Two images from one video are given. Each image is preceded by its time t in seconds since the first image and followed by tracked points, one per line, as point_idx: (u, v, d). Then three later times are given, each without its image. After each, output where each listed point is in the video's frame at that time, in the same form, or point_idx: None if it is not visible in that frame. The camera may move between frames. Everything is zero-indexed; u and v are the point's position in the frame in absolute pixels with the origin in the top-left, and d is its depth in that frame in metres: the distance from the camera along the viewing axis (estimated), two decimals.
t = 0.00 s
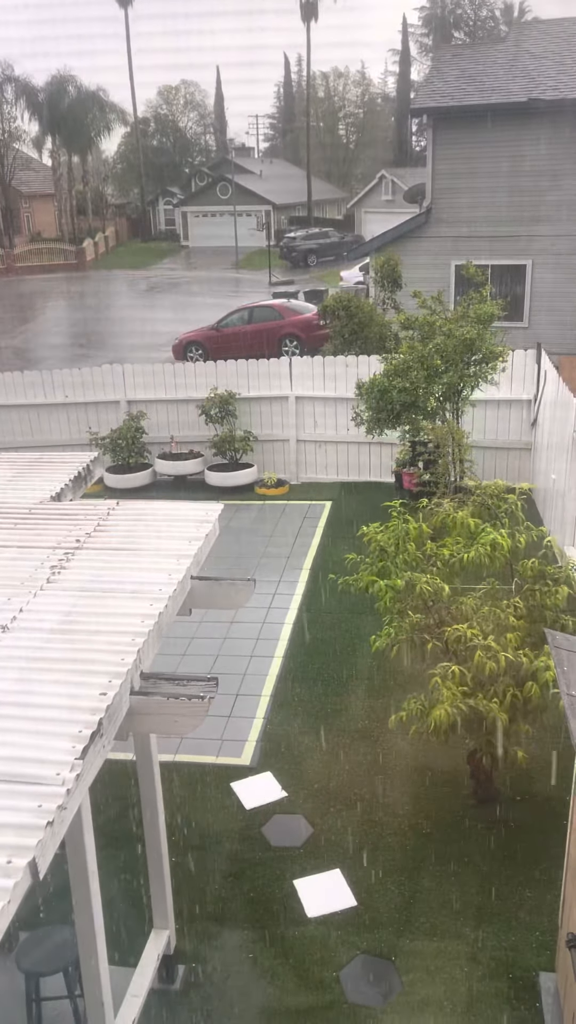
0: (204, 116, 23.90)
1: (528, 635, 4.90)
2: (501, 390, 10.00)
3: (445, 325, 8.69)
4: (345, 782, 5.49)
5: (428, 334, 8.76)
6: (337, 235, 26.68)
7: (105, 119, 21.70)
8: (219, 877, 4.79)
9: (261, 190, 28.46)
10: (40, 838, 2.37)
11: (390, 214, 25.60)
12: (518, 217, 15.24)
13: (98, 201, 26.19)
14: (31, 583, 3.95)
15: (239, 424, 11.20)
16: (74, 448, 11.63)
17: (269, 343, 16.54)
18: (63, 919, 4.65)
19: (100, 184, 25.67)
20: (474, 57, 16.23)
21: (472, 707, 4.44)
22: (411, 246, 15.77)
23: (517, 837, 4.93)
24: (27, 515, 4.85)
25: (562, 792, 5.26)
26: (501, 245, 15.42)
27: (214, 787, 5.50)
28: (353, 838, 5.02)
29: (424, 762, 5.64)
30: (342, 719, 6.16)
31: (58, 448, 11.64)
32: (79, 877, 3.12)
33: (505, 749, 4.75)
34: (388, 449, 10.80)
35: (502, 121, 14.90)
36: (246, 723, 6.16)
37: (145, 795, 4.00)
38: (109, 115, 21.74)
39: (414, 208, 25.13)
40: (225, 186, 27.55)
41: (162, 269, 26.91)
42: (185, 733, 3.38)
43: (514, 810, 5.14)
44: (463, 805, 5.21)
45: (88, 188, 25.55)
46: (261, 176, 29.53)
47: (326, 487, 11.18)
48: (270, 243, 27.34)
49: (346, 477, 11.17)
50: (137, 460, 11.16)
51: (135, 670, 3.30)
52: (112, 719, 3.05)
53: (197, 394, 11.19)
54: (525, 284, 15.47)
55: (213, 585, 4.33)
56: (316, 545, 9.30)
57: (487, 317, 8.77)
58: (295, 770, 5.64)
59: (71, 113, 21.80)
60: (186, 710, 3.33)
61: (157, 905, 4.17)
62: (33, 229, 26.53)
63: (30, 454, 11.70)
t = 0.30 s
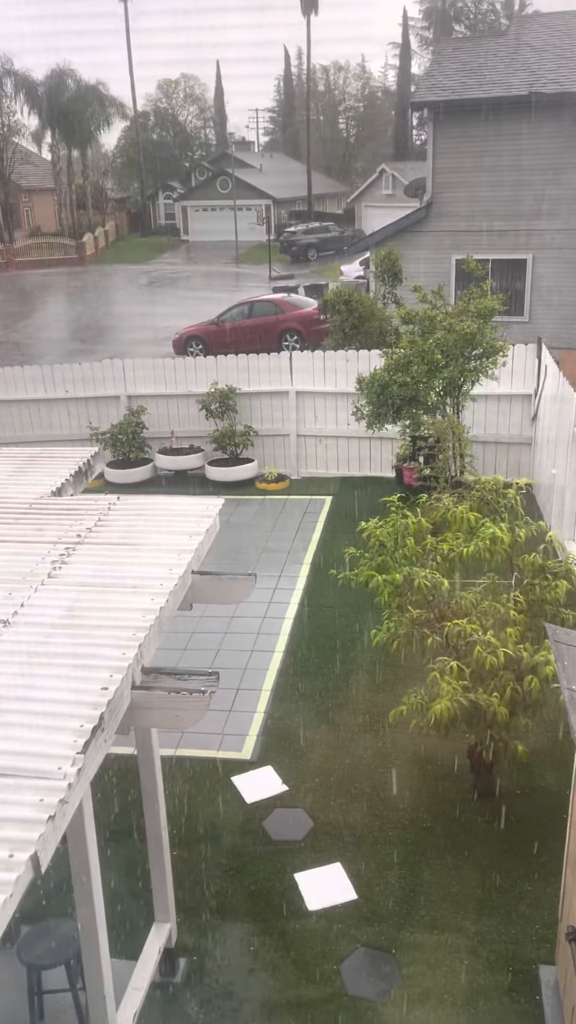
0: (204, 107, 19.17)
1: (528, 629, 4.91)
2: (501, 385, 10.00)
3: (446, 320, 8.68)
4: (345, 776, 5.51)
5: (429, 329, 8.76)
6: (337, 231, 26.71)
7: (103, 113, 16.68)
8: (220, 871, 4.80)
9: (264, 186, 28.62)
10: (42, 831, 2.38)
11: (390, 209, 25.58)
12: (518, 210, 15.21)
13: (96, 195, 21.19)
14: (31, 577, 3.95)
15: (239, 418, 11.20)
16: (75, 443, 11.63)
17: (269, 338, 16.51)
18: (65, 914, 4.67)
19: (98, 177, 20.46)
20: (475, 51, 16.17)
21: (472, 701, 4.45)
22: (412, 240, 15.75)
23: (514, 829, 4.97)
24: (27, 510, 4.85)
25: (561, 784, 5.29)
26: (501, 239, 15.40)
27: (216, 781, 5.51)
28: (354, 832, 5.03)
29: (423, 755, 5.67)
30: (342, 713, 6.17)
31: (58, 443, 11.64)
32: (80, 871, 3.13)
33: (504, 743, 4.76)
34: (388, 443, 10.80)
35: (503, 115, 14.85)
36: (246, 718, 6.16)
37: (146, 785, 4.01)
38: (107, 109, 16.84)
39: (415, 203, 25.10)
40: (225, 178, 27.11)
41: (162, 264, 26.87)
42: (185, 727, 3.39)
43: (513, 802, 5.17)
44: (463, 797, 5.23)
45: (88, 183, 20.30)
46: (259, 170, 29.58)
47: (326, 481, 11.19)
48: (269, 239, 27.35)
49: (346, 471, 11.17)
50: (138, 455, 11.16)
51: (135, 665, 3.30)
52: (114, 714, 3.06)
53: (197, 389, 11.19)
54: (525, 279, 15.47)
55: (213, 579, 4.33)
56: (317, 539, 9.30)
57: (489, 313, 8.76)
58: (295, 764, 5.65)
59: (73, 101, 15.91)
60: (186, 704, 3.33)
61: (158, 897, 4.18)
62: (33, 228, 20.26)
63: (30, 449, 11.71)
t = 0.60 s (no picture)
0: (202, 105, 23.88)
1: (528, 625, 4.91)
2: (501, 380, 9.98)
3: (446, 314, 8.66)
4: (345, 771, 5.51)
5: (428, 323, 8.75)
6: (337, 224, 26.76)
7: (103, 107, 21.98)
8: (220, 865, 4.81)
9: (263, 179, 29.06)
10: (42, 827, 2.38)
11: (390, 202, 25.61)
12: (519, 204, 15.16)
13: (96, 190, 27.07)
14: (32, 572, 3.95)
15: (239, 413, 11.19)
16: (74, 439, 11.62)
17: (269, 332, 16.49)
18: (66, 908, 4.68)
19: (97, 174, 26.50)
20: (475, 43, 16.16)
21: (471, 696, 4.45)
22: (411, 234, 15.72)
23: (514, 825, 4.96)
24: (27, 505, 4.84)
25: (561, 780, 5.29)
26: (501, 233, 15.36)
27: (215, 776, 5.52)
28: (354, 827, 5.03)
29: (423, 750, 5.67)
30: (342, 708, 6.17)
31: (57, 439, 11.63)
32: (80, 865, 3.13)
33: (504, 739, 4.76)
34: (388, 438, 10.79)
35: (503, 108, 14.82)
36: (246, 713, 6.16)
37: (147, 781, 4.01)
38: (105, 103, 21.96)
39: (414, 196, 25.16)
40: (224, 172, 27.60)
41: (161, 258, 26.89)
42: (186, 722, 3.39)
43: (514, 797, 5.17)
44: (463, 792, 5.24)
45: (86, 176, 26.02)
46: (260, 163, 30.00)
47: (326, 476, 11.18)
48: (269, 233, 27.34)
49: (345, 467, 11.15)
50: (137, 450, 11.15)
51: (135, 659, 3.30)
52: (114, 708, 3.06)
53: (197, 383, 11.16)
54: (525, 273, 15.44)
55: (213, 574, 4.33)
56: (317, 534, 9.30)
57: (489, 307, 8.75)
58: (295, 759, 5.65)
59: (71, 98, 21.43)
60: (186, 699, 3.33)
61: (159, 894, 4.19)
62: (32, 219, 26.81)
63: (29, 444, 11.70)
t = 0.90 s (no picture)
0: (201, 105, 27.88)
1: (527, 621, 4.91)
2: (500, 374, 9.99)
3: (445, 310, 8.65)
4: (344, 767, 5.52)
5: (427, 319, 8.75)
6: (335, 220, 26.81)
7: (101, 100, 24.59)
8: (220, 860, 4.83)
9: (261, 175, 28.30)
10: (41, 823, 2.38)
11: (389, 198, 25.66)
12: (518, 200, 15.13)
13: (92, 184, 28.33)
14: (30, 569, 3.94)
15: (237, 409, 11.18)
16: (72, 435, 11.61)
17: (268, 328, 16.48)
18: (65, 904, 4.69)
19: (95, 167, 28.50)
20: (474, 37, 16.15)
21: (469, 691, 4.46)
22: (410, 229, 15.70)
23: (512, 820, 4.97)
24: (25, 502, 4.83)
25: (559, 776, 5.30)
26: (500, 228, 15.34)
27: (214, 771, 5.52)
28: (353, 823, 5.04)
29: (422, 746, 5.68)
30: (340, 703, 6.19)
31: (56, 435, 11.61)
32: (80, 860, 3.13)
33: (502, 735, 4.77)
34: (386, 433, 10.79)
35: (502, 103, 14.79)
36: (245, 709, 6.17)
37: (145, 777, 4.01)
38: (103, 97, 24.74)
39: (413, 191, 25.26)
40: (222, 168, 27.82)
41: (159, 253, 26.88)
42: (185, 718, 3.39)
43: (512, 793, 5.18)
44: (462, 789, 5.24)
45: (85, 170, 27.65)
46: (258, 159, 29.62)
47: (324, 472, 11.17)
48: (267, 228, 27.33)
49: (344, 463, 11.15)
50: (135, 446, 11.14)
51: (134, 656, 3.30)
52: (112, 704, 3.06)
53: (195, 379, 11.15)
54: (524, 268, 15.42)
55: (212, 570, 4.32)
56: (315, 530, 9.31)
57: (487, 302, 8.75)
58: (294, 755, 5.66)
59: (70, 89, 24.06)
60: (185, 696, 3.33)
61: (158, 889, 4.20)
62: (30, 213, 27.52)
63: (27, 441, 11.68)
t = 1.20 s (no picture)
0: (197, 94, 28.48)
1: (525, 620, 4.91)
2: (498, 372, 9.99)
3: (443, 308, 8.64)
4: (342, 766, 5.51)
5: (425, 317, 8.74)
6: (334, 218, 26.79)
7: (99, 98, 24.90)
8: (218, 857, 4.83)
9: (258, 171, 28.52)
10: (40, 821, 2.38)
11: (387, 196, 25.66)
12: (517, 198, 15.11)
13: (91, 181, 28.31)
14: (28, 568, 3.94)
15: (235, 406, 11.16)
16: (70, 432, 11.61)
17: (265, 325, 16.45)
18: (64, 903, 4.69)
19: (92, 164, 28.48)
20: (473, 34, 16.13)
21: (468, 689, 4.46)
22: (408, 226, 15.69)
23: (511, 818, 4.98)
24: (23, 501, 4.82)
25: (557, 773, 5.31)
26: (498, 226, 15.32)
27: (213, 770, 5.52)
28: (351, 821, 5.04)
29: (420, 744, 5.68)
30: (339, 701, 6.18)
31: (54, 432, 11.61)
32: (79, 859, 3.13)
33: (500, 732, 4.77)
34: (385, 431, 10.80)
35: (500, 100, 14.77)
36: (243, 708, 6.16)
37: (144, 775, 4.00)
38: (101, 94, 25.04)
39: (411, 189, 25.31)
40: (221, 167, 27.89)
41: (157, 250, 26.84)
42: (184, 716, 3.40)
43: (509, 790, 5.19)
44: (460, 786, 5.25)
45: (82, 168, 27.87)
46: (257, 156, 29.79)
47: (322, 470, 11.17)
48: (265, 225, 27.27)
49: (342, 460, 11.15)
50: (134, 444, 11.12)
51: (132, 655, 3.30)
52: (111, 702, 3.06)
53: (193, 377, 11.14)
54: (522, 266, 15.43)
55: (211, 568, 4.32)
56: (314, 528, 9.30)
57: (485, 300, 8.74)
58: (293, 753, 5.66)
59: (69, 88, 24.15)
60: (184, 694, 3.34)
61: (157, 887, 4.19)
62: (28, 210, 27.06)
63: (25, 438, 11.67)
